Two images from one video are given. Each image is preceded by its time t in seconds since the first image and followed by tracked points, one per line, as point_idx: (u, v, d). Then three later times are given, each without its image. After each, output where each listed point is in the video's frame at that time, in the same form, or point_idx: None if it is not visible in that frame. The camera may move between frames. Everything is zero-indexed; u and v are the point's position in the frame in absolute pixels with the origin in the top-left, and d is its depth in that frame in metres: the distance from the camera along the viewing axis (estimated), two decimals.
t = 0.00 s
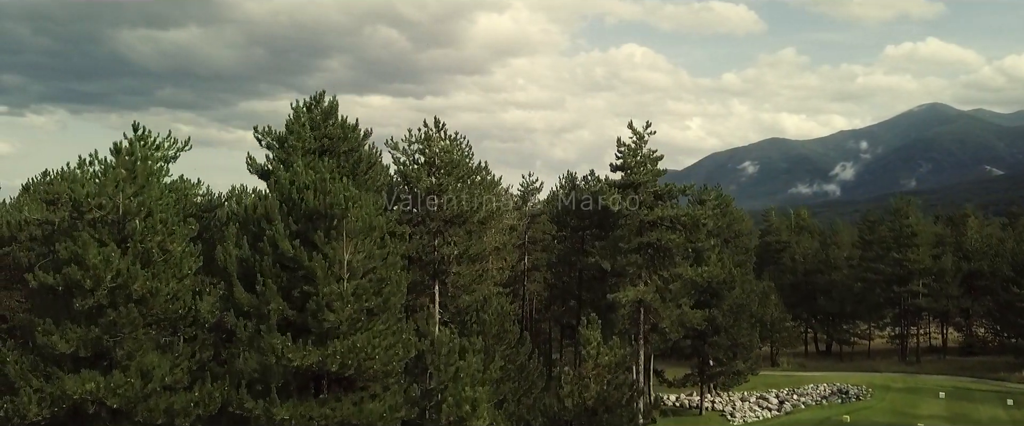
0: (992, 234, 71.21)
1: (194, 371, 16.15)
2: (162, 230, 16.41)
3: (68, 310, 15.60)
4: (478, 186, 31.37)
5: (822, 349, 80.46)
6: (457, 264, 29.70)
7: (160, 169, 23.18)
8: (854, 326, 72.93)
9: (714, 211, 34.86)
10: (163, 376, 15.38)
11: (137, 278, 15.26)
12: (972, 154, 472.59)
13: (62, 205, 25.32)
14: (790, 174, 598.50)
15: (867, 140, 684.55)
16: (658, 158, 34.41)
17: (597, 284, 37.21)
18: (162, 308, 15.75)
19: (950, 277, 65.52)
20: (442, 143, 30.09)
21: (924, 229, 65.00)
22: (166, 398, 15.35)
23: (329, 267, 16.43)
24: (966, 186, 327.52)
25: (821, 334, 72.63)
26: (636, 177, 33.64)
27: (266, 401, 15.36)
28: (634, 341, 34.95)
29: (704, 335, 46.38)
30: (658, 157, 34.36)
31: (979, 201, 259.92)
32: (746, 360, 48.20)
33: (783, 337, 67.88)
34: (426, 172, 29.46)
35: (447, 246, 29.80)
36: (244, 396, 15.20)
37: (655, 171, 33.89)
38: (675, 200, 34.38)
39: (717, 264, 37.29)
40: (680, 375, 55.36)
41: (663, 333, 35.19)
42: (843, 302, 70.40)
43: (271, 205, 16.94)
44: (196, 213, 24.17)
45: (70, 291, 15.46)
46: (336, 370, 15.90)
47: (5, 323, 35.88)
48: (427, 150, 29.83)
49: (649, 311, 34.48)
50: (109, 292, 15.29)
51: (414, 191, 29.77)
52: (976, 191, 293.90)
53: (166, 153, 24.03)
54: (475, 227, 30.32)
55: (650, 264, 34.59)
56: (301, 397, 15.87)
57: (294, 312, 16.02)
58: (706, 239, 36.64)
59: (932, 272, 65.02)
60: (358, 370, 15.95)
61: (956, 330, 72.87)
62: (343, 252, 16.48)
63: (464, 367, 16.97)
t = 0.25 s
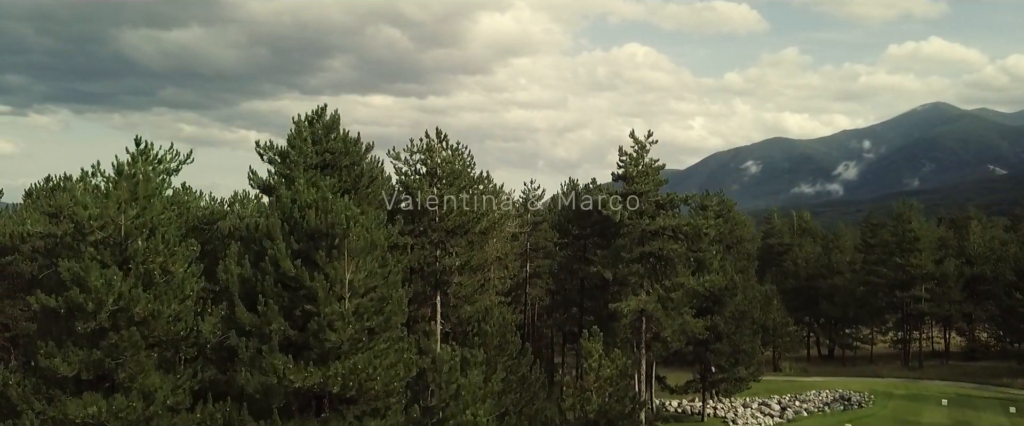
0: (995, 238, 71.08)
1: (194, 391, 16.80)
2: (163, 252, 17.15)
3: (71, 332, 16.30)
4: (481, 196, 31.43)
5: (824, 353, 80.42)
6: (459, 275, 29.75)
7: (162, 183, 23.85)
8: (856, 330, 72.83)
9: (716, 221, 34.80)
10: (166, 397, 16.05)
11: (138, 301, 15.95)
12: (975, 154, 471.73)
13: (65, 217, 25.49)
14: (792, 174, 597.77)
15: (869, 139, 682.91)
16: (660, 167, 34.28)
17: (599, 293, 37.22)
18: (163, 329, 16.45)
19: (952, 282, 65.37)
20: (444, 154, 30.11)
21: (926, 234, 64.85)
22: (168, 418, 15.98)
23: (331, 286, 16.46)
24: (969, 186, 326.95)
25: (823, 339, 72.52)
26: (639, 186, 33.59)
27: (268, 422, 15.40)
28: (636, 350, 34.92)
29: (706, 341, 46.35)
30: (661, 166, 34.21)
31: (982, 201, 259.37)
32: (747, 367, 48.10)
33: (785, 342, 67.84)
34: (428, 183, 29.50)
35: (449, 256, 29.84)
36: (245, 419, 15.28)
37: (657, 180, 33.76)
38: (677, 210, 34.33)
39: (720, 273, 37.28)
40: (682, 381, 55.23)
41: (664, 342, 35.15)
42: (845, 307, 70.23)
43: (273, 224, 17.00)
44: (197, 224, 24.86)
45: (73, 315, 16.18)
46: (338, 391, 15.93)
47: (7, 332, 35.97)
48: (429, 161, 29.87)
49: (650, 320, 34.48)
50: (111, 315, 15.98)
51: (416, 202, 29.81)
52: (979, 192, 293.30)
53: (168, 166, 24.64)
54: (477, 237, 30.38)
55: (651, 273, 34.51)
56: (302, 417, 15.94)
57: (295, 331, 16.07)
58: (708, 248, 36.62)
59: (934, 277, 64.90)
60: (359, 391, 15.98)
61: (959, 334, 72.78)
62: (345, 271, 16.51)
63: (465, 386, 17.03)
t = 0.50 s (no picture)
0: (998, 242, 70.90)
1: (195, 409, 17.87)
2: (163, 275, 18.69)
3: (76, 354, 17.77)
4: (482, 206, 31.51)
5: (827, 357, 80.27)
6: (460, 285, 29.78)
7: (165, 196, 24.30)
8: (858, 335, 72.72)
9: (718, 230, 34.72)
10: (168, 416, 17.14)
11: (139, 324, 17.48)
12: (978, 154, 471.04)
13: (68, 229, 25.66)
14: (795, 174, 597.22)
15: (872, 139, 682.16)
16: (661, 176, 34.25)
17: (601, 301, 37.20)
18: (164, 349, 17.93)
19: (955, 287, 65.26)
20: (445, 164, 30.14)
21: (929, 239, 64.73)
22: None
23: (331, 305, 16.50)
24: (971, 186, 326.54)
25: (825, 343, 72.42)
26: (640, 195, 33.58)
27: None
28: (638, 359, 34.91)
29: (708, 348, 46.25)
30: (662, 175, 34.18)
31: (985, 201, 258.76)
32: (749, 373, 48.02)
33: (787, 346, 67.75)
34: (430, 193, 29.54)
35: (450, 266, 29.89)
36: None
37: (659, 189, 33.76)
38: (678, 219, 34.29)
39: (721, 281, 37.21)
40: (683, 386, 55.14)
41: (667, 350, 35.10)
42: (847, 311, 70.18)
43: (274, 242, 17.06)
44: (198, 237, 25.19)
45: (76, 337, 17.65)
46: (339, 411, 15.96)
47: (9, 340, 35.97)
48: (431, 171, 29.90)
49: (652, 329, 34.45)
50: (113, 338, 17.55)
51: (418, 212, 29.83)
52: (982, 192, 292.56)
53: (170, 179, 25.07)
54: (478, 247, 30.45)
55: (653, 282, 34.47)
56: None
57: (296, 351, 16.13)
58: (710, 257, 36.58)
59: (937, 282, 64.81)
60: (360, 410, 16.01)
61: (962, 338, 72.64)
62: (346, 289, 16.54)
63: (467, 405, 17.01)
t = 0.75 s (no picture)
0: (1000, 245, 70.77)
1: None
2: (165, 297, 19.67)
3: (78, 376, 18.82)
4: (483, 215, 31.57)
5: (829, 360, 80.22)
6: (462, 296, 29.83)
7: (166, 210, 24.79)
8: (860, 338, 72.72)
9: (719, 239, 34.68)
10: None
11: (140, 348, 18.37)
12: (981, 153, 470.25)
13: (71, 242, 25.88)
14: (797, 173, 596.64)
15: (874, 138, 681.39)
16: (662, 184, 34.27)
17: (602, 310, 37.17)
18: (166, 372, 18.88)
19: (957, 291, 65.23)
20: (447, 175, 30.18)
21: (931, 242, 64.68)
22: None
23: (333, 325, 16.56)
24: (974, 184, 326.09)
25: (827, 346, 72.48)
26: (642, 205, 33.61)
27: None
28: (640, 368, 34.91)
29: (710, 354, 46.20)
30: (663, 184, 34.19)
31: (987, 200, 258.26)
32: (751, 379, 48.00)
33: (789, 350, 67.74)
34: (431, 204, 29.60)
35: (452, 277, 29.94)
36: None
37: (660, 198, 33.79)
38: (680, 227, 34.29)
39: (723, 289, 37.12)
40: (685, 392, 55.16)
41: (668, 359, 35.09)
42: (848, 315, 70.23)
43: (276, 263, 17.14)
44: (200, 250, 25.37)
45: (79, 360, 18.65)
46: None
47: (13, 348, 36.09)
48: (433, 181, 29.92)
49: (654, 338, 34.44)
50: (115, 362, 18.50)
51: (419, 223, 29.89)
52: (984, 190, 292.01)
53: (170, 193, 25.38)
54: (479, 257, 30.47)
55: (655, 291, 34.44)
56: None
57: (298, 372, 16.19)
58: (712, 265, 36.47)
59: (939, 286, 64.78)
60: None
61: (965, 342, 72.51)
62: (347, 310, 16.59)
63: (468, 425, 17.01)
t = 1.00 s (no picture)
0: (1002, 249, 70.63)
1: None
2: (166, 315, 20.39)
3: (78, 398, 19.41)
4: (484, 224, 31.64)
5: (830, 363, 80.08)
6: (463, 305, 29.84)
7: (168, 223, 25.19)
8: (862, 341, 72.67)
9: (721, 247, 34.63)
10: None
11: (142, 369, 19.07)
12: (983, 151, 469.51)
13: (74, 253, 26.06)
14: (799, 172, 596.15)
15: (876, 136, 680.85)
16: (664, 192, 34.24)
17: (604, 317, 37.16)
18: (167, 392, 19.52)
19: (959, 294, 65.14)
20: (448, 184, 30.19)
21: (932, 246, 64.56)
22: None
23: (334, 342, 16.57)
24: (976, 183, 325.59)
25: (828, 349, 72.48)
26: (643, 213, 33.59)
27: None
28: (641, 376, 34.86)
29: (711, 360, 46.12)
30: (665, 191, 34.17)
31: (989, 198, 257.85)
32: (752, 384, 47.98)
33: (790, 353, 67.63)
34: (433, 213, 29.62)
35: (453, 286, 29.95)
36: None
37: (662, 206, 33.77)
38: (681, 235, 34.25)
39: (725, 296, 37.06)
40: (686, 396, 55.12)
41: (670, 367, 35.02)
42: (850, 318, 70.20)
43: (277, 281, 17.18)
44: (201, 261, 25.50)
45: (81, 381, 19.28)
46: None
47: (14, 354, 36.09)
48: (435, 190, 29.91)
49: (656, 346, 34.38)
50: (116, 383, 19.14)
51: (421, 232, 29.89)
52: (986, 188, 291.47)
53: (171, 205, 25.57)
54: (481, 266, 30.50)
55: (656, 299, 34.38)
56: None
57: (299, 389, 16.20)
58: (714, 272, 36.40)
59: (940, 289, 64.70)
60: None
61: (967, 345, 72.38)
62: (348, 327, 16.60)
63: None
